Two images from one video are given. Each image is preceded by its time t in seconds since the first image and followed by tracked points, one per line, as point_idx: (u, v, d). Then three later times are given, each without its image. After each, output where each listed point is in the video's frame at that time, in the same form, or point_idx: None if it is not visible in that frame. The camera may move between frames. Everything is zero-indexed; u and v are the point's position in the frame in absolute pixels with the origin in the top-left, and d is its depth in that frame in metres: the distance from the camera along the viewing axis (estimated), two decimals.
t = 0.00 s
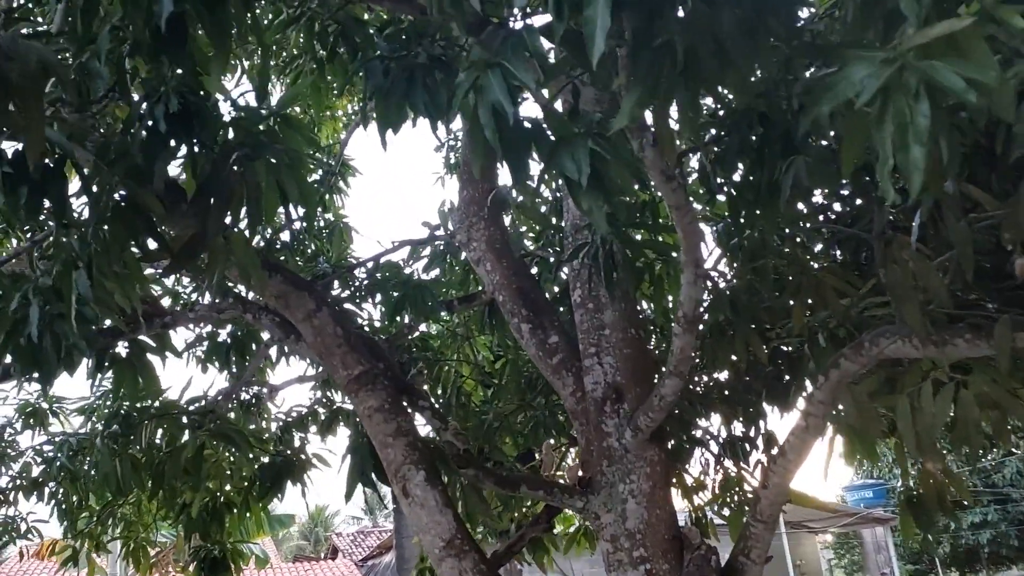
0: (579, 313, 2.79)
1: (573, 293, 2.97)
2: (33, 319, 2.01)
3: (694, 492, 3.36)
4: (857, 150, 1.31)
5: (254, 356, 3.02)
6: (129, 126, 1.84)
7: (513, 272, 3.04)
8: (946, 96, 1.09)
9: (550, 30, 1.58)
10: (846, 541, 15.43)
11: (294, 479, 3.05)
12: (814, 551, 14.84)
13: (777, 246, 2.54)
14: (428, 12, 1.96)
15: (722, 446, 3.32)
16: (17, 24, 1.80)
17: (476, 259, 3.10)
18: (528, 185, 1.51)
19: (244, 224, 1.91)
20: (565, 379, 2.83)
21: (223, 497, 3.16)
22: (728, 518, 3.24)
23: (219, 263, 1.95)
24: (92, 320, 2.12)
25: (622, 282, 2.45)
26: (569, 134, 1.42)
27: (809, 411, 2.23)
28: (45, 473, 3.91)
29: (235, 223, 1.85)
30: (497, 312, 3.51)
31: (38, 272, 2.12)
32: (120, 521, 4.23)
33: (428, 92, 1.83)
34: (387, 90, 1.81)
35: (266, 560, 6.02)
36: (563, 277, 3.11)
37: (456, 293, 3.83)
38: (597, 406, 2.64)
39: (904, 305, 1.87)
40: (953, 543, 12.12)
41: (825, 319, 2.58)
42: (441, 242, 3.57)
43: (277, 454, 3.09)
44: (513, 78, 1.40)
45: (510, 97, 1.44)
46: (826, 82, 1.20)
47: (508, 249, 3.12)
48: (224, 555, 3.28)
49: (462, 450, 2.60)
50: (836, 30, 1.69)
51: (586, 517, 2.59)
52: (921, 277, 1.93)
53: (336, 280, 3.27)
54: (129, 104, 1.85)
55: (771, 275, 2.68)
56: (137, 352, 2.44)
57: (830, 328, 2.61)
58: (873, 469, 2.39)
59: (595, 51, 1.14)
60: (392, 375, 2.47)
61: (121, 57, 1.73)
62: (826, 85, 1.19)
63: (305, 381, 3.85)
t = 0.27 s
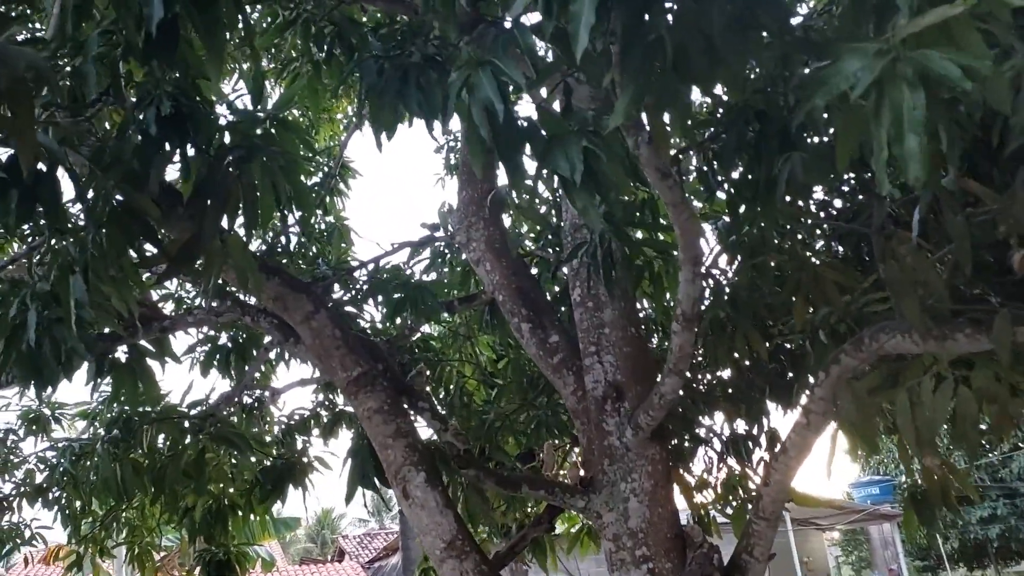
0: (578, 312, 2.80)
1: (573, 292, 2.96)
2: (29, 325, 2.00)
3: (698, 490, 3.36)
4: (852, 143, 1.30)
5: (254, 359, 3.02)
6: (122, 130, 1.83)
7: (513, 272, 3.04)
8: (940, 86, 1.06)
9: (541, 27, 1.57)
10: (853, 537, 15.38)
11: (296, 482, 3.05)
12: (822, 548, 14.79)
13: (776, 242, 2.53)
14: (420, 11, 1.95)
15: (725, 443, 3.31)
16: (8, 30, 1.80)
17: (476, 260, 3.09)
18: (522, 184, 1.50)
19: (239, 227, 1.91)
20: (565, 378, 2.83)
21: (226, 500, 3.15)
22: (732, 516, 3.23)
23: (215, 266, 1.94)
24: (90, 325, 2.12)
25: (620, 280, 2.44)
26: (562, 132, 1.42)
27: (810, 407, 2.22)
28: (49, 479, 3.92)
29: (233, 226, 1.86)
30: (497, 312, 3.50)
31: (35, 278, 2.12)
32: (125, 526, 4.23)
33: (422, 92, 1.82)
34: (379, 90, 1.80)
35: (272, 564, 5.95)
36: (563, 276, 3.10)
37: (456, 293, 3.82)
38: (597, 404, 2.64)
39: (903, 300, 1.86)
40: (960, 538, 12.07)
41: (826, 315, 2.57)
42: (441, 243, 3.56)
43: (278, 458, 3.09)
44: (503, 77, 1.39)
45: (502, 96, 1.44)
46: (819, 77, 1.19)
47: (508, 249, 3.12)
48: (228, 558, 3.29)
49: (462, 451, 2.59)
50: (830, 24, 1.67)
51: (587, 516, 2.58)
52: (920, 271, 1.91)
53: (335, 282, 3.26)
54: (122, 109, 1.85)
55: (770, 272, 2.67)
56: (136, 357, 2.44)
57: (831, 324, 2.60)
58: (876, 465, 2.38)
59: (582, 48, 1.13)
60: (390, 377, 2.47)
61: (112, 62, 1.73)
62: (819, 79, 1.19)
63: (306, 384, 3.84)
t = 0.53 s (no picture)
0: (576, 312, 2.80)
1: (571, 292, 2.96)
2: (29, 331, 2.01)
3: (701, 489, 3.36)
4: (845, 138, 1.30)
5: (255, 362, 3.02)
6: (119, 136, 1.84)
7: (511, 272, 3.04)
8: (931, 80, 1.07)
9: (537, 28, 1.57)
10: (858, 535, 15.34)
11: (297, 484, 3.05)
12: (826, 545, 14.80)
13: (774, 240, 2.53)
14: (415, 13, 1.96)
15: (726, 442, 3.31)
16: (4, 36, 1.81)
17: (474, 261, 3.07)
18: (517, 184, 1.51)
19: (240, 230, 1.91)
20: (564, 378, 2.83)
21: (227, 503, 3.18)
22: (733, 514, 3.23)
23: (214, 269, 1.95)
24: (87, 329, 2.12)
25: (618, 280, 2.44)
26: (556, 131, 1.42)
27: (809, 405, 2.23)
28: (50, 484, 3.93)
29: (229, 230, 1.86)
30: (496, 312, 3.50)
31: (34, 282, 2.13)
32: (126, 530, 4.24)
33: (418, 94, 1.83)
34: (375, 92, 1.81)
35: (277, 564, 6.02)
36: (561, 277, 3.10)
37: (456, 294, 3.82)
38: (596, 404, 2.64)
39: (899, 295, 1.86)
40: (965, 535, 12.04)
41: (824, 312, 2.57)
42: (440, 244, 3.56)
43: (280, 460, 3.10)
44: (497, 77, 1.40)
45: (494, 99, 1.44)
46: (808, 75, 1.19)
47: (506, 250, 3.12)
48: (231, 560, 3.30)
49: (462, 452, 2.59)
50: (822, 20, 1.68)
51: (588, 516, 2.58)
52: (916, 267, 1.91)
53: (335, 284, 3.27)
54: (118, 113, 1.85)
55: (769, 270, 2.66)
56: (136, 360, 2.44)
57: (829, 321, 2.60)
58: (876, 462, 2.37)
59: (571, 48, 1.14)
60: (388, 379, 2.48)
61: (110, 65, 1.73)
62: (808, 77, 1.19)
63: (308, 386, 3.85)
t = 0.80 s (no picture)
0: (575, 310, 2.80)
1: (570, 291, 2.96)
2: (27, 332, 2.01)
3: (701, 486, 3.36)
4: (841, 136, 1.31)
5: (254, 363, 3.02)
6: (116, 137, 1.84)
7: (510, 271, 3.04)
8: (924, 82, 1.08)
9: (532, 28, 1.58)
10: (860, 531, 15.34)
11: (297, 484, 3.06)
12: (827, 542, 14.80)
13: (772, 238, 2.53)
14: (411, 14, 1.96)
15: (726, 439, 3.31)
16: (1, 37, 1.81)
17: (473, 260, 3.08)
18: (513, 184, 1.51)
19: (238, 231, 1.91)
20: (564, 377, 2.82)
21: (228, 501, 3.20)
22: (734, 511, 3.22)
23: (213, 270, 1.95)
24: (85, 330, 2.12)
25: (616, 278, 2.45)
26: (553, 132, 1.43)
27: (808, 402, 2.23)
28: (50, 484, 3.93)
29: (227, 231, 1.86)
30: (496, 311, 3.50)
31: (32, 284, 2.13)
32: (127, 530, 4.24)
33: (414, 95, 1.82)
34: (371, 93, 1.81)
35: (277, 562, 6.03)
36: (560, 276, 3.10)
37: (455, 293, 3.83)
38: (595, 402, 2.64)
39: (896, 292, 1.87)
40: (966, 531, 12.04)
41: (823, 309, 2.57)
42: (439, 244, 3.56)
43: (279, 460, 3.10)
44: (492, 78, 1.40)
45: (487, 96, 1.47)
46: (803, 75, 1.22)
47: (505, 249, 3.12)
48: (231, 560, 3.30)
49: (461, 451, 2.59)
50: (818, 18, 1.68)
51: (587, 514, 2.58)
52: (913, 264, 1.92)
53: (333, 283, 3.27)
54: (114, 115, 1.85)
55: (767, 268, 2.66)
56: (134, 361, 2.45)
57: (828, 318, 2.60)
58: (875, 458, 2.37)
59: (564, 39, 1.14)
60: (387, 378, 2.48)
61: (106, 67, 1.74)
62: (804, 76, 1.22)
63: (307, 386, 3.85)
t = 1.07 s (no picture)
0: (575, 307, 2.80)
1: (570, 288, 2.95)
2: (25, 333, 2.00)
3: (704, 482, 3.35)
4: (840, 124, 1.30)
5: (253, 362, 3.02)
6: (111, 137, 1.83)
7: (509, 268, 3.03)
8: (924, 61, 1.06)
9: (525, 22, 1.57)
10: (863, 525, 15.32)
11: (298, 484, 3.05)
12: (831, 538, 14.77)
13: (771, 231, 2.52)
14: (406, 9, 1.95)
15: (729, 435, 3.30)
16: None
17: (472, 258, 3.07)
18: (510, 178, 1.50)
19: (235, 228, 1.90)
20: (564, 374, 2.82)
21: (230, 501, 3.22)
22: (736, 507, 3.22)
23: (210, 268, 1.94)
24: (83, 331, 2.12)
25: (615, 274, 2.44)
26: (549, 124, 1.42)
27: (809, 396, 2.22)
28: (52, 486, 3.93)
29: (224, 229, 1.85)
30: (496, 308, 3.49)
31: (30, 284, 2.13)
32: (129, 531, 4.24)
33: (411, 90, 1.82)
34: (367, 88, 1.80)
35: (282, 565, 6.03)
36: (560, 272, 3.09)
37: (455, 291, 3.82)
38: (596, 399, 2.64)
39: (896, 284, 1.86)
40: (971, 525, 12.01)
41: (823, 303, 2.56)
42: (438, 242, 3.56)
43: (280, 460, 3.09)
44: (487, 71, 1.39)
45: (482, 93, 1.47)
46: (801, 59, 1.20)
47: (504, 246, 3.11)
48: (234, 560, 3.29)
49: (462, 449, 2.59)
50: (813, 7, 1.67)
51: (589, 511, 2.58)
52: (913, 255, 1.91)
53: (333, 282, 3.27)
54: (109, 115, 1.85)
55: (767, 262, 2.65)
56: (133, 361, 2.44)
57: (829, 312, 2.59)
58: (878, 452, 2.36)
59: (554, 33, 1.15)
60: (386, 377, 2.47)
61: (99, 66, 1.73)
62: (803, 61, 1.19)
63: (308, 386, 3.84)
